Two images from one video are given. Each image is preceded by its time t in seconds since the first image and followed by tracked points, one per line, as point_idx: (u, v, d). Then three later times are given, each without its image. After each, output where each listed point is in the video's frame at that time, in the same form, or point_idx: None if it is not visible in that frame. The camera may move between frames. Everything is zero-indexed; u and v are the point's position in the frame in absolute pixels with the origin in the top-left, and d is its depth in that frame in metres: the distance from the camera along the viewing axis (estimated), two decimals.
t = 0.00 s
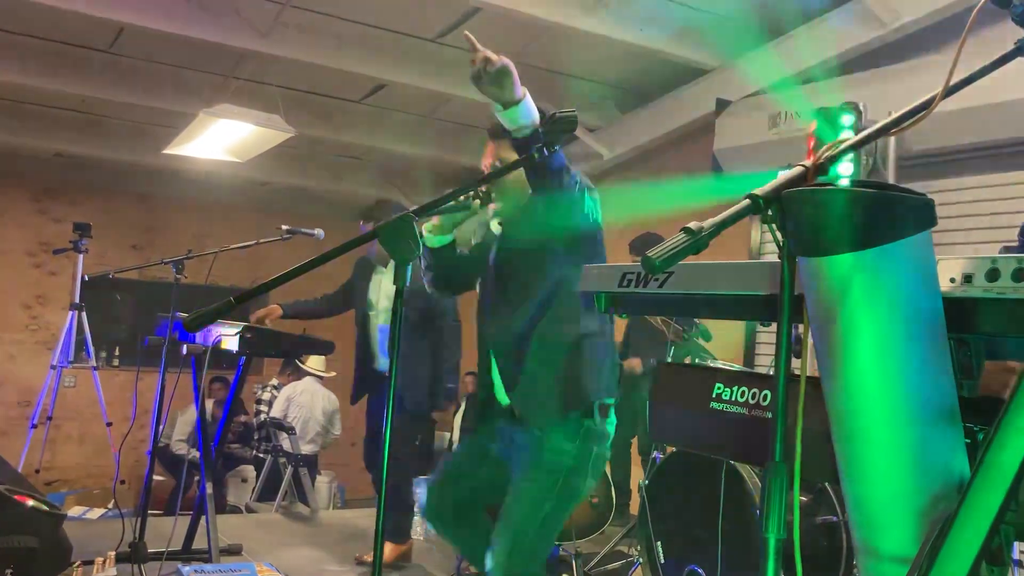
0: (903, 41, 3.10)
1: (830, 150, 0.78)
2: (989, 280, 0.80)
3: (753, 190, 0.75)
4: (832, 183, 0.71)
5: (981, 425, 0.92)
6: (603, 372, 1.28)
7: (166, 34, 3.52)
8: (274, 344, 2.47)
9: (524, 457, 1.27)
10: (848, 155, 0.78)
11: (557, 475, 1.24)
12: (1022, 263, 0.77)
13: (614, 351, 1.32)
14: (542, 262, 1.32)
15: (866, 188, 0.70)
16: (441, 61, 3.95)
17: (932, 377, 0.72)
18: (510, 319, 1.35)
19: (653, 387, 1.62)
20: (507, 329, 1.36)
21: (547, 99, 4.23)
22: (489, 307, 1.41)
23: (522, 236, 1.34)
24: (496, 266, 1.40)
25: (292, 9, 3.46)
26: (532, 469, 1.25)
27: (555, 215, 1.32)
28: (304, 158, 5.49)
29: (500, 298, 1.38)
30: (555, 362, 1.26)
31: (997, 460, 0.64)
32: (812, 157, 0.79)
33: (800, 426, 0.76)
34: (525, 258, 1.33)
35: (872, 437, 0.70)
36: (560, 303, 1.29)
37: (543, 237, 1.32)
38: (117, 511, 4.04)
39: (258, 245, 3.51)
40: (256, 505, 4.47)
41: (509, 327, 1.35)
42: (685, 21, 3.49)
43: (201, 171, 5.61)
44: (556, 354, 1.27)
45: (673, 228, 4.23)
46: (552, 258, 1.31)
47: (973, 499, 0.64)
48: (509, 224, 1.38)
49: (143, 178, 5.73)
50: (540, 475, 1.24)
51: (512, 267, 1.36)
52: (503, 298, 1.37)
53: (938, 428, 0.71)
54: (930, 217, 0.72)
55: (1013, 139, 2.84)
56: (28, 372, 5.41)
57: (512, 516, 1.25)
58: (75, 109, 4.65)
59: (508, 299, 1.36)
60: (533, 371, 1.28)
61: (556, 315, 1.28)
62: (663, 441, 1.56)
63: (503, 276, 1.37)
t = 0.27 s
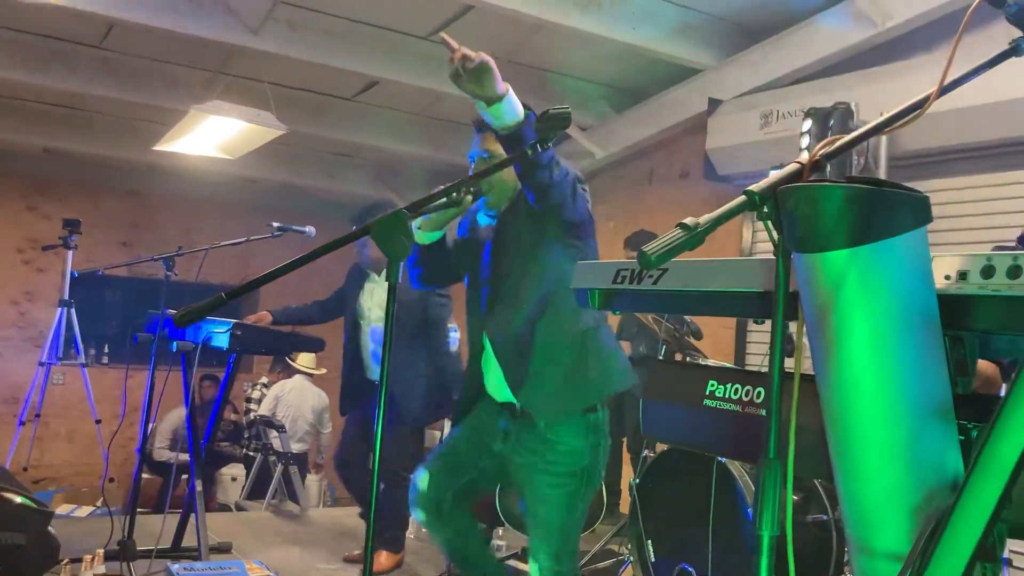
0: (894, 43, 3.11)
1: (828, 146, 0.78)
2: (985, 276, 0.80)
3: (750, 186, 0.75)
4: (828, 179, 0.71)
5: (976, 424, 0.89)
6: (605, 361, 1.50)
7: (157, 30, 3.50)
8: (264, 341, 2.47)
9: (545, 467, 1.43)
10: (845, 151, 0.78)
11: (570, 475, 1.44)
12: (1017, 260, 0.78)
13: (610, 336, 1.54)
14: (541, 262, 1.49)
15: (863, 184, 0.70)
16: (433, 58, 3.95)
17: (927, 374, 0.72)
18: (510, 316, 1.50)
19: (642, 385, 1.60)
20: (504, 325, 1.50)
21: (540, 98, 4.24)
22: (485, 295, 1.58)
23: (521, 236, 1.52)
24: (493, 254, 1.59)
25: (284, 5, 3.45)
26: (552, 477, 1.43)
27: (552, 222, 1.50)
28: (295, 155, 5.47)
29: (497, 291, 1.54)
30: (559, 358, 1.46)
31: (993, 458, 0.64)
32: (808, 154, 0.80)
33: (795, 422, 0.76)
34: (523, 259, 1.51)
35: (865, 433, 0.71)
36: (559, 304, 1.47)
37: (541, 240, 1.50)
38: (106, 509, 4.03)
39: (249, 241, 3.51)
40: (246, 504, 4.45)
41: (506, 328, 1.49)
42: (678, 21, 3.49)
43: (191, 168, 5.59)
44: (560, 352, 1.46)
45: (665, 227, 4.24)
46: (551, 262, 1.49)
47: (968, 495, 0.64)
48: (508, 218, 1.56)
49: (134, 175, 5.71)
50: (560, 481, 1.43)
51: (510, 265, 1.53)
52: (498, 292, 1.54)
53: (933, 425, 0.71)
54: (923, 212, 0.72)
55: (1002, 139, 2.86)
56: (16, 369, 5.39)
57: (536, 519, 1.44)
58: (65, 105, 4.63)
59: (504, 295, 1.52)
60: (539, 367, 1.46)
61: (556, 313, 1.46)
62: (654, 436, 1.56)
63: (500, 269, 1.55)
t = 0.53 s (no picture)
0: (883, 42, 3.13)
1: (818, 141, 0.79)
2: (979, 271, 0.80)
3: (743, 179, 0.75)
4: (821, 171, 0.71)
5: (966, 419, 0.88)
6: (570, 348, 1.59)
7: (144, 22, 3.48)
8: (252, 336, 2.46)
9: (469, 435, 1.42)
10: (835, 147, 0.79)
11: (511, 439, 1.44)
12: (1011, 254, 0.78)
13: (581, 328, 1.63)
14: (523, 249, 1.53)
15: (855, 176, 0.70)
16: (423, 54, 3.94)
17: (918, 367, 0.72)
18: (486, 308, 1.54)
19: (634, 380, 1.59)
20: (485, 318, 1.54)
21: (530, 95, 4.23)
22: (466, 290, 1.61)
23: (501, 224, 1.55)
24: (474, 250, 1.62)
25: None
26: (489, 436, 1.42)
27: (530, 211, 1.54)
28: (284, 150, 5.45)
29: (478, 285, 1.57)
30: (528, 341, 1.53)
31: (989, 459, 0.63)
32: (798, 149, 0.80)
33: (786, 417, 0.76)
34: (504, 254, 1.53)
35: (859, 426, 0.71)
36: (536, 292, 1.53)
37: (522, 228, 1.54)
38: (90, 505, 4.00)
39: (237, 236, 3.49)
40: (232, 500, 4.43)
41: (488, 314, 1.53)
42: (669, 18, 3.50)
43: (178, 163, 5.56)
44: (525, 335, 1.53)
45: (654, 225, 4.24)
46: (532, 247, 1.54)
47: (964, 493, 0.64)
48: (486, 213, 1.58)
49: (120, 169, 5.67)
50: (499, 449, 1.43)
51: (490, 259, 1.56)
52: (479, 288, 1.57)
53: (925, 419, 0.72)
54: (914, 205, 0.73)
55: (990, 138, 2.87)
56: None
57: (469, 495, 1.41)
58: (51, 98, 4.59)
59: (485, 290, 1.55)
60: (510, 353, 1.52)
61: (534, 301, 1.53)
62: (645, 431, 1.55)
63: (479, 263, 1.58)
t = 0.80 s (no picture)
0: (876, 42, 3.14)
1: (813, 139, 0.79)
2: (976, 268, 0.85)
3: (737, 177, 0.75)
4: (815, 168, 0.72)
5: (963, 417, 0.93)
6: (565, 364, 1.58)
7: (136, 16, 3.46)
8: (242, 332, 2.46)
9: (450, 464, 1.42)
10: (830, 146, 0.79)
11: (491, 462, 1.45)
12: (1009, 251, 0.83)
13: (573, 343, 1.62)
14: (512, 264, 1.53)
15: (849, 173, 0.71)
16: (416, 51, 3.93)
17: (913, 365, 0.72)
18: (476, 318, 1.54)
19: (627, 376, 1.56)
20: (472, 332, 1.53)
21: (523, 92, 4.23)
22: (453, 292, 1.60)
23: (494, 235, 1.53)
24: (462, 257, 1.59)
25: None
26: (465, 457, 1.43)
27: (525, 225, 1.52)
28: (276, 146, 5.44)
29: (466, 289, 1.56)
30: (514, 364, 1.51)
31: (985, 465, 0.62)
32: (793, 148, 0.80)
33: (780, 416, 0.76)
34: (496, 269, 1.53)
35: (849, 423, 0.71)
36: (528, 308, 1.53)
37: (514, 242, 1.53)
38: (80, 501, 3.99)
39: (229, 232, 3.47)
40: (223, 496, 4.43)
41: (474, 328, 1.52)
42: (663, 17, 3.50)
43: (170, 158, 5.53)
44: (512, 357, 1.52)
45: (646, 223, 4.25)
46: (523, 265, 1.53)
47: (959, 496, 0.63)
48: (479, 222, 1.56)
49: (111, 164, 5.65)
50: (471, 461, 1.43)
51: (481, 269, 1.54)
52: (466, 296, 1.56)
53: (919, 417, 0.72)
54: (912, 204, 0.73)
55: (980, 139, 2.89)
56: None
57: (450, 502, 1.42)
58: (41, 92, 4.56)
59: (472, 300, 1.55)
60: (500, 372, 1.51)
61: (523, 318, 1.53)
62: (638, 428, 1.52)
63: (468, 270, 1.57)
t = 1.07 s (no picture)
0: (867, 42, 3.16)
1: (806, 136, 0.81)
2: (965, 268, 0.91)
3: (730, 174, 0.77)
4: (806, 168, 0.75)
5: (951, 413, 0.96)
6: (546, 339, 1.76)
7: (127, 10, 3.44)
8: (234, 327, 2.47)
9: (476, 470, 1.60)
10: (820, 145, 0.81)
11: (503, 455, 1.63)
12: (997, 251, 0.88)
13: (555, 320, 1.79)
14: (498, 251, 1.67)
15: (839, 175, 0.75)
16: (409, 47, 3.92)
17: (900, 351, 0.79)
18: (463, 305, 1.69)
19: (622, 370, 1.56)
20: (461, 314, 1.69)
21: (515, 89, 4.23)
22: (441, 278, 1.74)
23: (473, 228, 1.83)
24: (449, 244, 1.72)
25: None
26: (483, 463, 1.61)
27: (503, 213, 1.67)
28: (268, 142, 5.43)
29: (453, 284, 1.71)
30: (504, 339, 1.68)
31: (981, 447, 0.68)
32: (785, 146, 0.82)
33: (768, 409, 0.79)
34: (482, 260, 1.67)
35: (844, 409, 0.77)
36: (514, 290, 1.69)
37: (496, 228, 1.67)
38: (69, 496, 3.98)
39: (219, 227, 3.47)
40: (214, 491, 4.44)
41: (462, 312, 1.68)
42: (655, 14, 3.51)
43: (161, 153, 5.51)
44: (500, 333, 1.68)
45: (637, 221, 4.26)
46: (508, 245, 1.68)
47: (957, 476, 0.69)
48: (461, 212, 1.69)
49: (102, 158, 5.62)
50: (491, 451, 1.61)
51: (466, 258, 1.69)
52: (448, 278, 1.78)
53: (909, 405, 0.78)
54: (900, 202, 0.79)
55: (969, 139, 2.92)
56: None
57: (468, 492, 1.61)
58: (32, 85, 4.54)
59: (460, 285, 1.70)
60: (494, 352, 1.67)
61: (510, 298, 1.69)
62: (632, 427, 1.52)
63: (456, 265, 1.70)
